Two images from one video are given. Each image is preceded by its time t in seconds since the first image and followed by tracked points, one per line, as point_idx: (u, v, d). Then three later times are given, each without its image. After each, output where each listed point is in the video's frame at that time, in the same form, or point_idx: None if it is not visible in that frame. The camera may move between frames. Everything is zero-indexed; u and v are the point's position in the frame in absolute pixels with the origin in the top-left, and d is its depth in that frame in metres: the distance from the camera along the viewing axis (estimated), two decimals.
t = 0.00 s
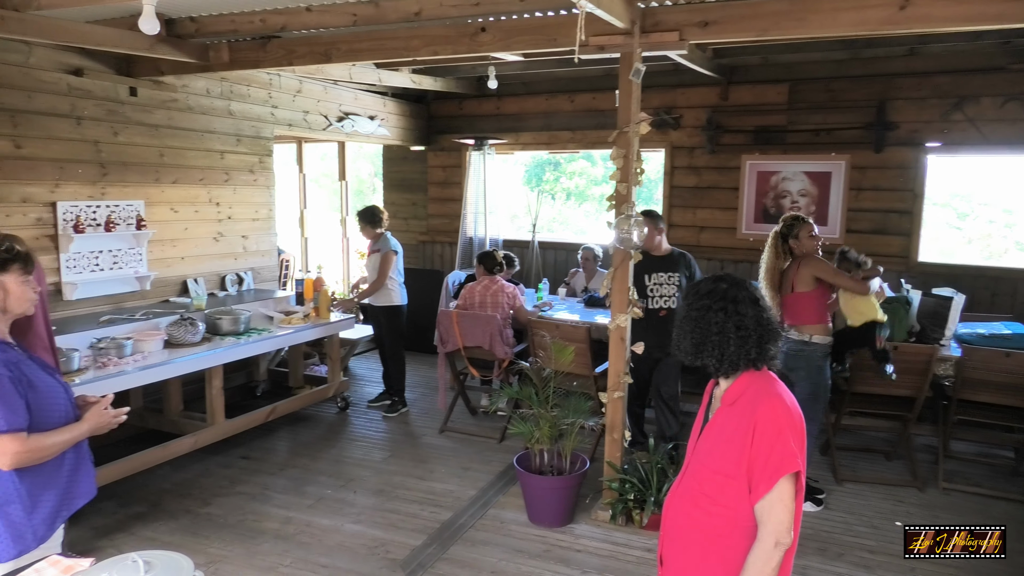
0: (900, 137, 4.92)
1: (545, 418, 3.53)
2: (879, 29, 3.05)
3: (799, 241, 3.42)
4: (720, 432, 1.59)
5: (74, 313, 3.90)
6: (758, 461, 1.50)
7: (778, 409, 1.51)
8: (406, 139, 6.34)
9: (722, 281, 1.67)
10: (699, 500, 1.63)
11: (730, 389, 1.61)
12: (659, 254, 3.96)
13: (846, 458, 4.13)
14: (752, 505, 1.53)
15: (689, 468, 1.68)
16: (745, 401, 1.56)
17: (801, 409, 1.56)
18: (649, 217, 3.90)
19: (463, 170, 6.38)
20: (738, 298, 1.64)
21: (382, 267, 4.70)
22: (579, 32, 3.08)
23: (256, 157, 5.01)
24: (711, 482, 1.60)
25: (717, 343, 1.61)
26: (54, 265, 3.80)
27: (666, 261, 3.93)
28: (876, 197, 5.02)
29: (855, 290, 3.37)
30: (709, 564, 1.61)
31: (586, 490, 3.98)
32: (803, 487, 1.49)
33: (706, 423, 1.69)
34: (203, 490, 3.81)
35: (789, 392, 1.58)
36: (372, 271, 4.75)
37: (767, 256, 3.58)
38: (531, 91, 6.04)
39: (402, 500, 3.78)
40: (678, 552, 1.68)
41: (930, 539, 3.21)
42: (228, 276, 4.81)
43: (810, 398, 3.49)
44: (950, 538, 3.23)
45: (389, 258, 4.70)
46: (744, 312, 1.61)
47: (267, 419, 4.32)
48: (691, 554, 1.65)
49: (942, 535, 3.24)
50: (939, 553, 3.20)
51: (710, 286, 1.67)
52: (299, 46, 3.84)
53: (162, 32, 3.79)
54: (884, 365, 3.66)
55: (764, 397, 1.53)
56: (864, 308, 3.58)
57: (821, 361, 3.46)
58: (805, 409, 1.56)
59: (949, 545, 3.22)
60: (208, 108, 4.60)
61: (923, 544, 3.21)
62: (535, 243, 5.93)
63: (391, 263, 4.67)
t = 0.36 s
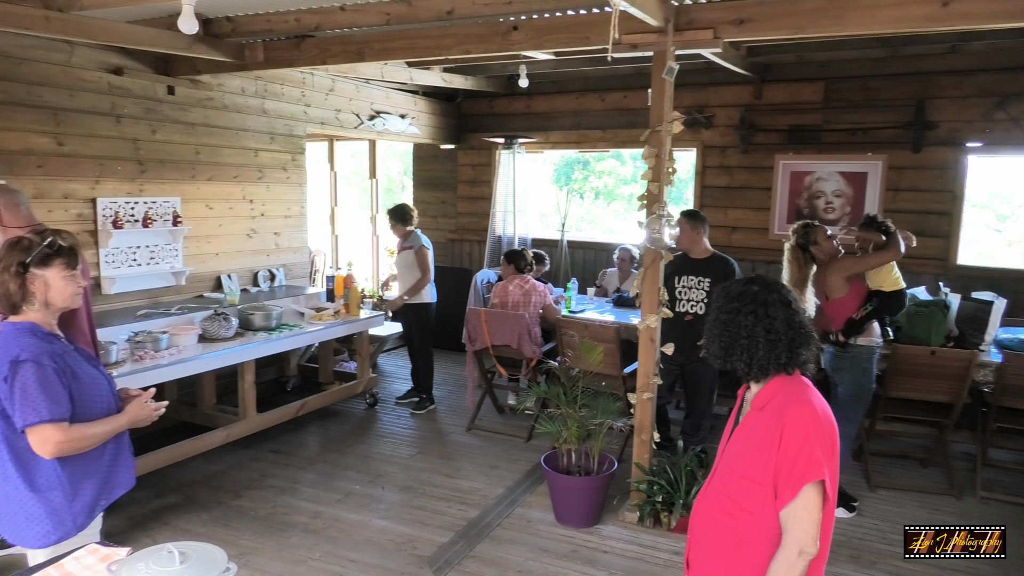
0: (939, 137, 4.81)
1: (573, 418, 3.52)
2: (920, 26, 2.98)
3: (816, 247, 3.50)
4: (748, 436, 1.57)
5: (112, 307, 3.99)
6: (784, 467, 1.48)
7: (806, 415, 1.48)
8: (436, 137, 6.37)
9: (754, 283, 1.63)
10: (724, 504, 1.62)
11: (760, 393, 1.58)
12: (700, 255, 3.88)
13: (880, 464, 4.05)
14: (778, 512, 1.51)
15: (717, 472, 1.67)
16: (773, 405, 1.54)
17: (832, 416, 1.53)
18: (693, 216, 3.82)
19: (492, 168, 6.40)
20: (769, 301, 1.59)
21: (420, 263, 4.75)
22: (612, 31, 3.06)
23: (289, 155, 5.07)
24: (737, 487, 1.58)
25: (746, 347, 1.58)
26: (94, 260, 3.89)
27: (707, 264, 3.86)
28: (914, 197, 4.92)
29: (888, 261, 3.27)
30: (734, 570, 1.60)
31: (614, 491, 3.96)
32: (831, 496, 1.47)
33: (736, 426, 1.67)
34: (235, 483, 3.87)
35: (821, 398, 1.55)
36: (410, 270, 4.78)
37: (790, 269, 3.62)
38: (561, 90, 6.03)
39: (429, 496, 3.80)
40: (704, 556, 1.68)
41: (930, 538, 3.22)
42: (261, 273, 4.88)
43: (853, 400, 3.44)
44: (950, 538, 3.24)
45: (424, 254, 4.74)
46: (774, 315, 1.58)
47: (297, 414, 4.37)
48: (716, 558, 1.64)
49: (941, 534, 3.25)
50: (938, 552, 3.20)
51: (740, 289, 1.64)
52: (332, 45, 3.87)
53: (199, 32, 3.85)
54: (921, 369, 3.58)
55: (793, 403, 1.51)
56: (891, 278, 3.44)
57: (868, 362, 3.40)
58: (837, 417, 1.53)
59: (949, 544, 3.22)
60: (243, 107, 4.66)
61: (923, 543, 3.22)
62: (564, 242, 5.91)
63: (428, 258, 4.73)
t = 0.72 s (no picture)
0: (986, 136, 4.68)
1: (606, 420, 3.50)
2: (969, 22, 2.90)
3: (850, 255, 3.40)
4: (785, 443, 1.54)
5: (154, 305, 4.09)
6: (823, 475, 1.46)
7: (846, 422, 1.45)
8: (470, 138, 6.40)
9: (790, 286, 1.60)
10: (761, 510, 1.59)
11: (798, 399, 1.55)
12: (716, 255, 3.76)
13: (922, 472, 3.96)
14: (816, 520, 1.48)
15: (754, 478, 1.64)
16: (812, 412, 1.51)
17: (873, 422, 1.50)
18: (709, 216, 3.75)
19: (526, 169, 6.40)
20: (806, 305, 1.56)
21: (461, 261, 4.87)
22: (650, 30, 3.04)
23: (325, 156, 5.13)
24: (775, 495, 1.55)
25: (781, 352, 1.56)
26: (137, 258, 3.99)
27: (719, 265, 3.72)
28: (958, 198, 4.80)
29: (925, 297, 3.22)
30: None
31: (648, 494, 3.94)
32: (871, 505, 1.44)
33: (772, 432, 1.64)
34: (271, 479, 3.93)
35: (861, 404, 1.52)
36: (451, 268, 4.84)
37: (822, 269, 3.55)
38: (595, 90, 6.01)
39: (462, 495, 3.82)
40: (741, 564, 1.65)
41: (929, 539, 3.19)
42: (297, 272, 4.95)
43: (896, 406, 3.36)
44: (950, 538, 3.22)
45: (464, 252, 4.87)
46: (811, 319, 1.55)
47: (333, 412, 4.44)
48: (753, 566, 1.61)
49: (940, 533, 3.22)
50: (937, 553, 3.18)
51: (776, 292, 1.61)
52: (369, 47, 3.91)
53: (240, 35, 3.92)
54: (966, 375, 3.49)
55: (833, 409, 1.48)
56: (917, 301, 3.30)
57: (911, 366, 3.33)
58: (878, 424, 1.49)
59: (948, 545, 3.21)
60: (281, 108, 4.74)
61: (923, 544, 3.19)
62: (597, 243, 5.89)
63: (470, 255, 4.86)
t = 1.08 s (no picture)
0: None
1: (645, 419, 3.47)
2: None
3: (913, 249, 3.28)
4: (831, 445, 1.50)
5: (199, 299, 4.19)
6: (871, 479, 1.41)
7: (895, 425, 1.40)
8: (507, 136, 6.41)
9: (834, 285, 1.56)
10: (805, 514, 1.55)
11: (844, 400, 1.51)
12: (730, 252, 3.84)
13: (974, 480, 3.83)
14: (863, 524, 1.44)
15: (798, 480, 1.60)
16: (859, 413, 1.47)
17: (924, 425, 1.44)
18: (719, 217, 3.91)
19: (563, 166, 6.38)
20: (850, 304, 1.52)
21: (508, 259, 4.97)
22: (693, 24, 2.99)
23: (366, 154, 5.19)
24: (820, 498, 1.52)
25: (824, 351, 1.52)
26: (184, 254, 4.09)
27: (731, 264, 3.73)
28: (1013, 196, 4.63)
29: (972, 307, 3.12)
30: None
31: (686, 495, 3.90)
32: (922, 511, 1.39)
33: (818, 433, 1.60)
34: (311, 471, 4.00)
35: (911, 406, 1.46)
36: (498, 265, 4.90)
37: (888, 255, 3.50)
38: (634, 87, 5.97)
39: (498, 492, 3.82)
40: (783, 566, 1.62)
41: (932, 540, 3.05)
42: (337, 268, 5.02)
43: (937, 409, 3.27)
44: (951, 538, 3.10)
45: (513, 251, 4.99)
46: (855, 319, 1.51)
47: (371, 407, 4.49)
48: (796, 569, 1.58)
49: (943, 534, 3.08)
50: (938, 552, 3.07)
51: (819, 291, 1.57)
52: (409, 45, 3.93)
53: (284, 35, 3.99)
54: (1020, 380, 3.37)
55: (881, 411, 1.43)
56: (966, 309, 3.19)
57: (953, 369, 3.23)
58: (929, 427, 1.44)
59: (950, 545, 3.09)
60: (322, 107, 4.81)
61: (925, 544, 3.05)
62: (635, 241, 5.84)
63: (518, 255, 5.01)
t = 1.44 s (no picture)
0: None
1: (679, 417, 3.43)
2: None
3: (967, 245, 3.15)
4: (870, 442, 1.47)
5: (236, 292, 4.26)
6: (910, 478, 1.38)
7: (937, 423, 1.36)
8: (540, 130, 6.39)
9: (875, 280, 1.51)
10: (843, 514, 1.52)
11: (884, 398, 1.47)
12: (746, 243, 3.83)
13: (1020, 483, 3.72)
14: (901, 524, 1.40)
15: (835, 478, 1.57)
16: (899, 411, 1.43)
17: (967, 424, 1.39)
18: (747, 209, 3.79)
19: (597, 160, 6.34)
20: (892, 299, 1.47)
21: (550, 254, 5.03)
22: (732, 15, 2.94)
23: (399, 148, 5.22)
24: (857, 496, 1.48)
25: (862, 347, 1.47)
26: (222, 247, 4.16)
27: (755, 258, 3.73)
28: None
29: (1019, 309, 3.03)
30: None
31: (720, 493, 3.85)
32: (963, 512, 1.34)
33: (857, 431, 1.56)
34: (345, 463, 4.04)
35: (955, 405, 1.41)
36: (541, 259, 4.95)
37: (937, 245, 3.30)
38: (669, 80, 5.90)
39: (530, 487, 3.82)
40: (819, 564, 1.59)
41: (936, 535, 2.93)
42: (371, 262, 5.06)
43: (981, 411, 3.19)
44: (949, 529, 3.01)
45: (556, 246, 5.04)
46: (896, 315, 1.45)
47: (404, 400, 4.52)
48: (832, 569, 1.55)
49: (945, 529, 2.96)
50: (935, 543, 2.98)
51: (859, 286, 1.52)
52: (444, 39, 3.94)
53: (320, 30, 4.02)
54: None
55: (922, 408, 1.39)
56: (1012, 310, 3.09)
57: (999, 369, 3.15)
58: (973, 426, 1.38)
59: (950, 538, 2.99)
60: (357, 102, 4.84)
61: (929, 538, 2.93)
62: (669, 236, 5.78)
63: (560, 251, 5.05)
